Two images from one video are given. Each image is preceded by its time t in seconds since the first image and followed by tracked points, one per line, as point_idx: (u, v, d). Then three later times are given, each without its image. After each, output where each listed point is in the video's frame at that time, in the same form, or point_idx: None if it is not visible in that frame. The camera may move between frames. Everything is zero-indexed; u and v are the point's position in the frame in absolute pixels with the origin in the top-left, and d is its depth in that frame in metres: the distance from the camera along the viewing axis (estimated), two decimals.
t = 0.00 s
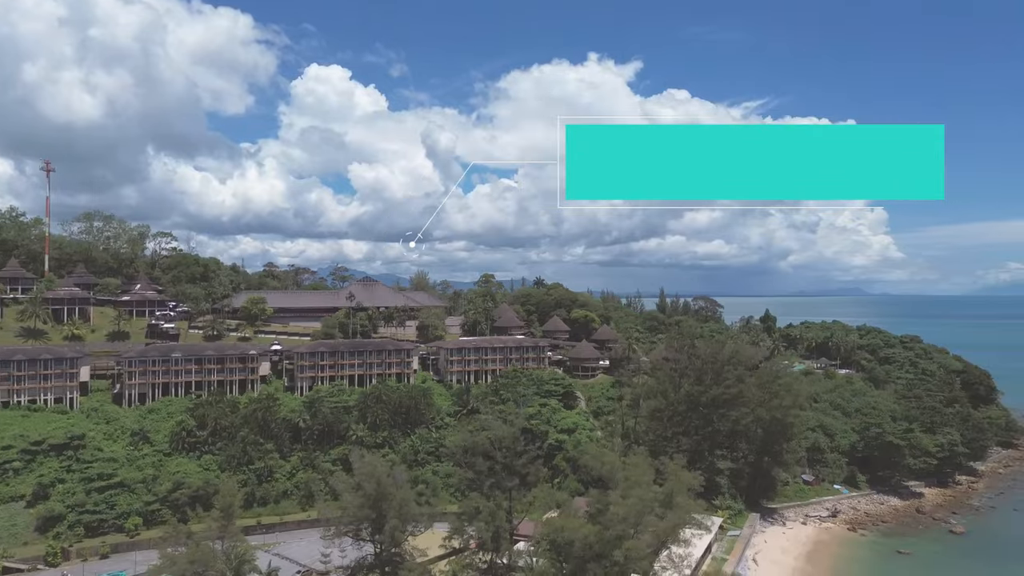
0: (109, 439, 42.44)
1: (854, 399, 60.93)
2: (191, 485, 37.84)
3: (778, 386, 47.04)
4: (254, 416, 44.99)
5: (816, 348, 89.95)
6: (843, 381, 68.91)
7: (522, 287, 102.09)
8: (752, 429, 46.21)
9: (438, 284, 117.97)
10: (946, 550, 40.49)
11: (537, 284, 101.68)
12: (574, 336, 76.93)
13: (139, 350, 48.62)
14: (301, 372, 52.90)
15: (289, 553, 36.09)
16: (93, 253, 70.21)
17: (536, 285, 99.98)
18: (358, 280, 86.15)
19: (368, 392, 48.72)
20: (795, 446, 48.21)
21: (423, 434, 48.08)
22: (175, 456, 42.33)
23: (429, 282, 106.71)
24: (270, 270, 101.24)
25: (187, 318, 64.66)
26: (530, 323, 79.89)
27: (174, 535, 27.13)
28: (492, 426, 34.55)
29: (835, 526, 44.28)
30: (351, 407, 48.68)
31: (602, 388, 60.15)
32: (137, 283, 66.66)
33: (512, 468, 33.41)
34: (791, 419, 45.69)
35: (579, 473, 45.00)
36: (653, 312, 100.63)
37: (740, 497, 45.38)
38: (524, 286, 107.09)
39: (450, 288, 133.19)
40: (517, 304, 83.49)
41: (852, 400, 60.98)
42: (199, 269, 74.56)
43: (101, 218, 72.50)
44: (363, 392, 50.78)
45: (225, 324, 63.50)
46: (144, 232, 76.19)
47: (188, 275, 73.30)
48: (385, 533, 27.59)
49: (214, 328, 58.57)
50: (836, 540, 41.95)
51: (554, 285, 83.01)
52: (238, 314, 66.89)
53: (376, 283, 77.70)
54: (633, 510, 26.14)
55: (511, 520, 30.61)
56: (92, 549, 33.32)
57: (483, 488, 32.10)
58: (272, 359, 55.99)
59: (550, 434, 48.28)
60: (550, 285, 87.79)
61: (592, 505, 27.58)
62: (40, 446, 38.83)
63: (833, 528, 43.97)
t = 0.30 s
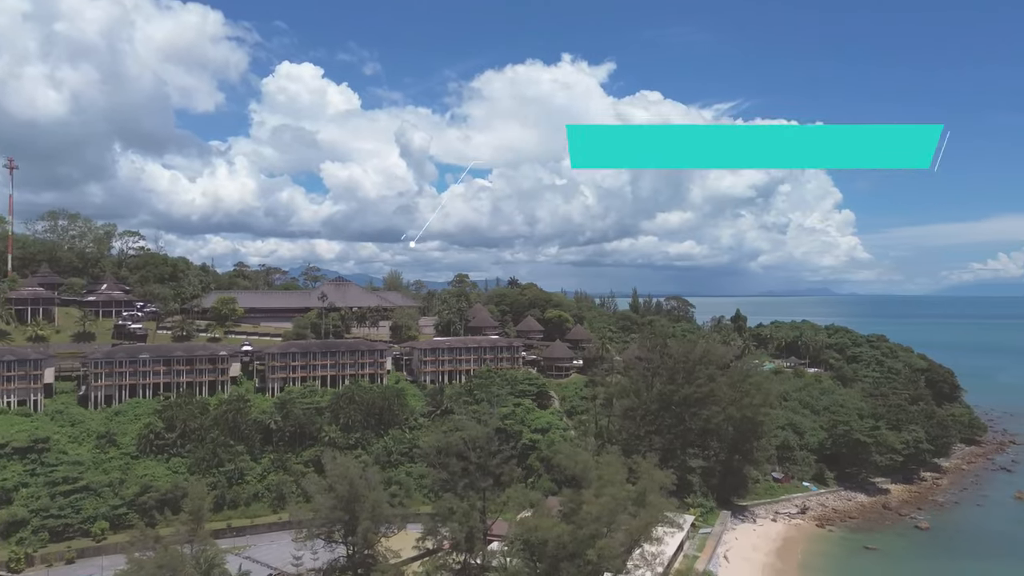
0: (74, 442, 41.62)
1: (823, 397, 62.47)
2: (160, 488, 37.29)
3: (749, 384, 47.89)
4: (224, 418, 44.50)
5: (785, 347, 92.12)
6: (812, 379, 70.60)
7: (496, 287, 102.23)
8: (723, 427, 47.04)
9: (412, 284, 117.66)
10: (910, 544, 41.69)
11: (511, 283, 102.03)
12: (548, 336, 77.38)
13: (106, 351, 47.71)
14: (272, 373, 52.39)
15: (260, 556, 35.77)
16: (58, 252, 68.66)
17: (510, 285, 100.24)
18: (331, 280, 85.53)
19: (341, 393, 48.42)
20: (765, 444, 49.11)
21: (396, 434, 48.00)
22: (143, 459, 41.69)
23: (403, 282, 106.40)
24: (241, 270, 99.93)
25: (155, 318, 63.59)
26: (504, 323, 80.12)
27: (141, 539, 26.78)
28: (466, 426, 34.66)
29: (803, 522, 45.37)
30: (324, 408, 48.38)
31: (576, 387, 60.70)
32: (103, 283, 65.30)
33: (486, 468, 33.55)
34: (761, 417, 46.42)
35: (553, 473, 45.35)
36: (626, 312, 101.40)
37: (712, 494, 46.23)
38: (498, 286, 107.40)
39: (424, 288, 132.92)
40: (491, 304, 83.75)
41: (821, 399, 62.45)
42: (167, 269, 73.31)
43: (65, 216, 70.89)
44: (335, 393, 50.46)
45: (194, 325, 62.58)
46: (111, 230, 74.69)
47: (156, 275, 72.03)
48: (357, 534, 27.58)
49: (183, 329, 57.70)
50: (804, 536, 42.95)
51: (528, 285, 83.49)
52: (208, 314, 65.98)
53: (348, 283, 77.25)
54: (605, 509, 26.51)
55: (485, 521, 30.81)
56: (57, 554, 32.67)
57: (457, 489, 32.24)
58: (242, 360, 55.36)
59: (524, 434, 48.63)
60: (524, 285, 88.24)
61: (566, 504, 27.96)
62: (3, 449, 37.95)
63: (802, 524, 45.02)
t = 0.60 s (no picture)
0: (39, 445, 40.84)
1: (793, 396, 63.79)
2: (128, 491, 36.75)
3: (721, 383, 48.72)
4: (194, 420, 43.99)
5: (757, 346, 94.32)
6: (783, 378, 72.11)
7: (471, 287, 102.44)
8: (696, 426, 47.84)
9: (386, 284, 117.17)
10: (878, 540, 42.81)
11: (486, 283, 102.26)
12: (523, 335, 77.77)
13: (73, 352, 46.83)
14: (244, 375, 51.89)
15: (231, 559, 35.44)
16: (22, 252, 67.09)
17: (485, 285, 100.43)
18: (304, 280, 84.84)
19: (314, 394, 48.16)
20: (737, 443, 49.90)
21: (370, 435, 47.88)
22: (111, 462, 41.06)
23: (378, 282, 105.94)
24: (212, 269, 98.53)
25: (123, 319, 62.50)
26: (480, 323, 80.34)
27: (110, 544, 26.48)
28: (441, 427, 34.75)
29: (775, 519, 46.35)
30: (297, 409, 48.10)
31: (551, 387, 61.17)
32: (69, 283, 64.03)
33: (461, 469, 33.65)
34: (734, 416, 47.18)
35: (527, 473, 45.71)
36: (601, 312, 102.21)
37: (685, 493, 46.81)
38: (473, 286, 107.61)
39: (398, 288, 132.46)
40: (466, 304, 83.94)
41: (791, 397, 63.79)
42: (136, 268, 72.05)
43: (30, 215, 69.30)
44: (308, 394, 50.14)
45: (164, 325, 61.64)
46: (77, 229, 73.18)
47: (124, 275, 70.74)
48: (331, 536, 27.57)
49: (152, 329, 56.81)
50: (775, 533, 43.87)
51: (503, 285, 83.86)
52: (178, 315, 65.05)
53: (322, 283, 76.77)
54: (580, 508, 26.88)
55: (460, 521, 31.02)
56: (22, 560, 32.07)
57: (432, 490, 32.38)
58: (214, 361, 54.73)
59: (499, 434, 48.92)
60: (500, 285, 88.56)
61: (541, 504, 28.36)
62: None
63: (774, 522, 45.99)
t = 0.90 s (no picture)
0: (6, 449, 40.17)
1: (766, 394, 65.01)
2: (98, 495, 36.28)
3: (696, 382, 49.52)
4: (166, 422, 43.52)
5: (732, 345, 95.80)
6: (757, 377, 73.41)
7: (448, 287, 102.44)
8: (671, 425, 48.54)
9: (362, 284, 116.60)
10: (848, 536, 43.92)
11: (463, 283, 102.33)
12: (500, 335, 78.03)
13: (40, 353, 46.07)
14: (217, 376, 51.39)
15: (205, 562, 35.16)
16: None
17: (462, 285, 100.49)
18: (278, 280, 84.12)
19: (289, 395, 47.93)
20: (712, 441, 50.66)
21: (346, 437, 47.73)
22: (80, 465, 40.52)
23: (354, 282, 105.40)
24: (184, 269, 97.20)
25: (93, 319, 61.48)
26: (456, 323, 80.46)
27: (79, 548, 26.18)
28: (417, 427, 34.84)
29: (748, 517, 47.22)
30: (271, 410, 47.82)
31: (528, 387, 61.56)
32: (36, 283, 62.81)
33: (437, 469, 33.73)
34: (708, 415, 47.97)
35: (504, 472, 46.06)
36: (577, 312, 102.89)
37: (660, 491, 47.49)
38: (450, 286, 107.60)
39: (374, 288, 131.87)
40: (443, 304, 83.99)
41: (764, 395, 65.01)
42: (106, 268, 70.91)
43: None
44: (282, 395, 49.80)
45: (135, 326, 60.77)
46: (45, 228, 71.80)
47: (94, 275, 69.57)
48: (306, 539, 27.56)
49: (122, 330, 55.92)
50: (749, 531, 44.70)
51: (480, 285, 84.05)
52: (149, 315, 64.18)
53: (296, 283, 76.25)
54: (556, 508, 27.20)
55: (436, 521, 31.14)
56: None
57: (408, 491, 32.48)
58: (186, 362, 54.13)
59: (476, 434, 49.15)
60: (476, 285, 88.70)
61: (517, 503, 28.67)
62: None
63: (747, 519, 46.86)
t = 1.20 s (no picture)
0: None
1: (741, 393, 66.14)
2: (67, 498, 35.76)
3: (672, 382, 50.18)
4: (138, 424, 43.02)
5: (707, 345, 97.25)
6: (731, 376, 74.60)
7: (425, 287, 102.41)
8: (648, 424, 49.20)
9: (339, 284, 115.94)
10: (820, 533, 44.93)
11: (441, 283, 102.30)
12: (478, 335, 78.22)
13: (8, 355, 45.36)
14: (190, 377, 50.84)
15: (177, 566, 34.82)
16: None
17: (439, 285, 100.48)
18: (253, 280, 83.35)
19: (264, 396, 47.62)
20: (688, 440, 51.42)
21: (322, 438, 47.54)
22: (49, 468, 39.94)
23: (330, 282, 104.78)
24: (156, 268, 95.77)
25: (62, 320, 60.40)
26: (434, 323, 80.47)
27: (49, 552, 25.87)
28: (394, 427, 34.93)
29: (724, 515, 48.03)
30: (245, 412, 47.48)
31: (505, 387, 61.87)
32: (3, 283, 61.56)
33: (414, 470, 33.82)
34: (684, 413, 48.68)
35: (481, 472, 46.32)
36: (555, 312, 103.50)
37: (636, 490, 48.12)
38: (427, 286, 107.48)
39: (350, 287, 131.19)
40: (420, 304, 83.98)
41: (739, 394, 66.13)
42: (76, 267, 69.66)
43: None
44: (257, 396, 49.44)
45: (105, 327, 59.87)
46: (13, 227, 70.38)
47: (63, 275, 68.32)
48: (281, 541, 27.51)
49: (92, 330, 55.00)
50: (724, 528, 45.48)
51: (457, 285, 84.18)
52: (120, 316, 63.28)
53: (271, 283, 75.65)
54: (533, 507, 27.50)
55: (413, 522, 31.15)
56: None
57: (385, 492, 32.54)
58: (158, 364, 53.50)
59: (453, 434, 49.32)
60: (454, 285, 88.80)
61: (495, 504, 28.94)
62: None
63: (722, 517, 47.67)
